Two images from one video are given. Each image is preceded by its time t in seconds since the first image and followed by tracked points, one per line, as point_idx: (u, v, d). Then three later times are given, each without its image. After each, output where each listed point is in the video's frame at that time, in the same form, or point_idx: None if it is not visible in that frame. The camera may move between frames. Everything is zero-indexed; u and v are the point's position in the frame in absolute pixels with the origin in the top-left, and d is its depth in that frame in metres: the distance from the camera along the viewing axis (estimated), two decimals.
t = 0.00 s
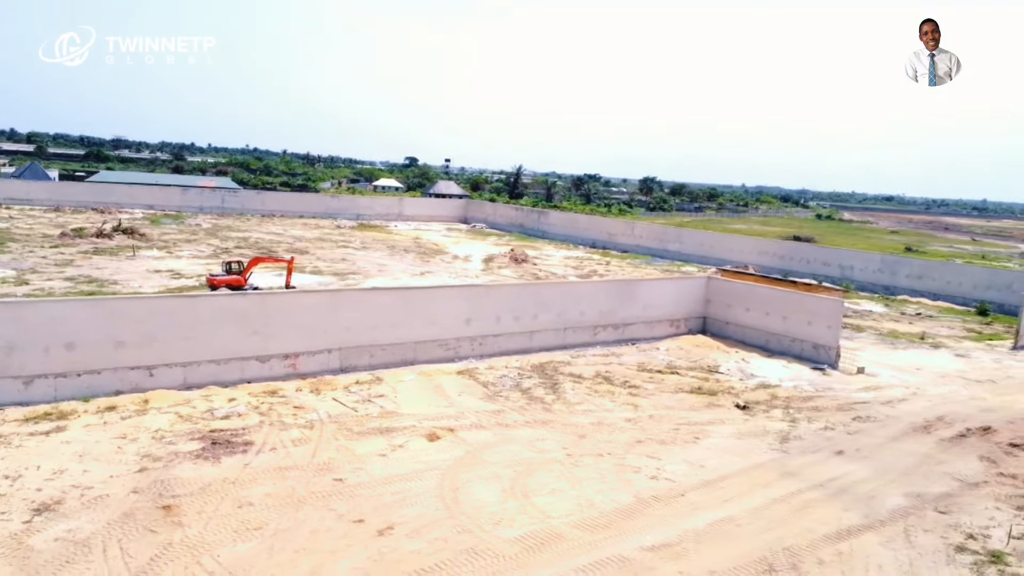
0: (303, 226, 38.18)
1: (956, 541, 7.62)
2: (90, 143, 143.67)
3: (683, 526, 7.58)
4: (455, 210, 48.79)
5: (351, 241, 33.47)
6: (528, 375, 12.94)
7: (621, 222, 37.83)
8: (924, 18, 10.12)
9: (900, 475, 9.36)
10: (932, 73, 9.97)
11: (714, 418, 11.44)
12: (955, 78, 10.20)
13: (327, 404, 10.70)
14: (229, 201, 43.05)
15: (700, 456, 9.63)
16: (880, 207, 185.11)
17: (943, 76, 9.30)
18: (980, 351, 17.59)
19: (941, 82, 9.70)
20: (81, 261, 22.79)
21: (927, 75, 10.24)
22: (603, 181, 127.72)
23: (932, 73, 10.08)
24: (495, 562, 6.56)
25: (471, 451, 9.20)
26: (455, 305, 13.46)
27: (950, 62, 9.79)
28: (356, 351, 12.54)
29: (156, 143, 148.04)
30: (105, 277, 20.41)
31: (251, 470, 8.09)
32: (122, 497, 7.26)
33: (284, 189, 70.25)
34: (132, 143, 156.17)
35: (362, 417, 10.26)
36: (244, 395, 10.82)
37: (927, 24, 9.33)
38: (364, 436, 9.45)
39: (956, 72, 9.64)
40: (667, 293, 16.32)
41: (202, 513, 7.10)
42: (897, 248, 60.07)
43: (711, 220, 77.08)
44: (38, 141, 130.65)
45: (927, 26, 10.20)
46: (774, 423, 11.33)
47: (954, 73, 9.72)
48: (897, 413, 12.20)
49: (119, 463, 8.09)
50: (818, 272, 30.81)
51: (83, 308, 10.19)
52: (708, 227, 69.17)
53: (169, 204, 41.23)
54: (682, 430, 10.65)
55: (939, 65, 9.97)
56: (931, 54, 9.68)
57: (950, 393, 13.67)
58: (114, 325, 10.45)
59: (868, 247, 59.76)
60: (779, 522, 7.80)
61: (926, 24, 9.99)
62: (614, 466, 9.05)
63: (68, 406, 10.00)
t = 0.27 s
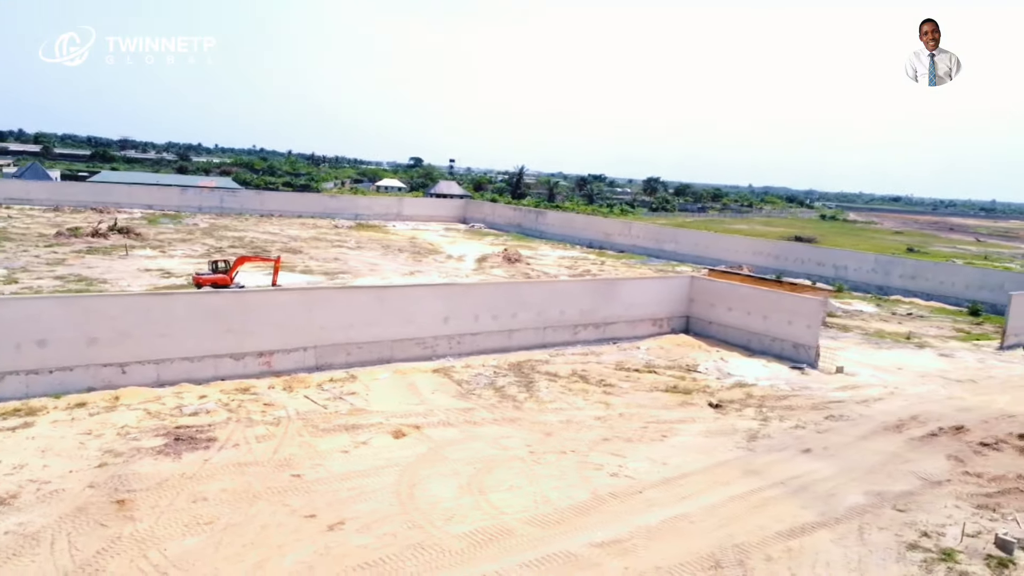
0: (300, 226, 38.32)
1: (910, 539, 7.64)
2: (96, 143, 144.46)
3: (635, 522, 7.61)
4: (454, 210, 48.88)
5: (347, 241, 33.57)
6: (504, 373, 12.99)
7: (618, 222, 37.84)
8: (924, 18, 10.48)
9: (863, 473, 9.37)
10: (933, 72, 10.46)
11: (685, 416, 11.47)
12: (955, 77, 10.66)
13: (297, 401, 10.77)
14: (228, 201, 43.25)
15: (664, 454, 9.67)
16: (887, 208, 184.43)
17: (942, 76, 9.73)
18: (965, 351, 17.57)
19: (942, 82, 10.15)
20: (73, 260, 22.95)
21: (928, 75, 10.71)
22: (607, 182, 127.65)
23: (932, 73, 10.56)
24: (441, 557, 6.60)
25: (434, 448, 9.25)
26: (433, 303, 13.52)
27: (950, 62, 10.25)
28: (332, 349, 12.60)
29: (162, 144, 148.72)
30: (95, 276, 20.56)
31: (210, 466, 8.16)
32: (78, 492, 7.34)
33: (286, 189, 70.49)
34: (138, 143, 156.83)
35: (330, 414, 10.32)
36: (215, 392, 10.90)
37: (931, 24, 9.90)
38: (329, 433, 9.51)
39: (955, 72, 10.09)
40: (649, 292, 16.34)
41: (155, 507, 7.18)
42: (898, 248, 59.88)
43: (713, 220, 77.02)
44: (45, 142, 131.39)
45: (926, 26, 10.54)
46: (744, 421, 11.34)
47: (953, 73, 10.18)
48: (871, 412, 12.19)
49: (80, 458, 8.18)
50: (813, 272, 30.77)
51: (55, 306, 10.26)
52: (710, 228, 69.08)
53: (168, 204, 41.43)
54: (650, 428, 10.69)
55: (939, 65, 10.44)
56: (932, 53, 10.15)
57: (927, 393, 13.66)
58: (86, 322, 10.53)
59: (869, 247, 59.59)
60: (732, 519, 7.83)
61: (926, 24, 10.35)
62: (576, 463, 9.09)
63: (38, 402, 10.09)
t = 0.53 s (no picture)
0: (297, 226, 38.47)
1: (862, 535, 7.65)
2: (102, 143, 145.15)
3: (587, 518, 7.65)
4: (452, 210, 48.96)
5: (342, 241, 33.67)
6: (479, 371, 13.04)
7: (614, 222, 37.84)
8: (925, 19, 11.09)
9: (825, 470, 9.38)
10: (933, 72, 10.90)
11: (656, 414, 11.49)
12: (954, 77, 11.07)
13: (267, 398, 10.84)
14: (226, 201, 43.44)
15: (627, 451, 9.70)
16: (892, 208, 183.77)
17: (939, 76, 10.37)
18: (948, 351, 17.53)
19: (940, 83, 10.65)
20: (65, 259, 23.12)
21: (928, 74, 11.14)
22: (611, 182, 127.58)
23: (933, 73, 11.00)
24: (386, 550, 6.64)
25: (397, 445, 9.29)
26: (410, 301, 13.58)
27: (950, 62, 10.71)
28: (307, 346, 12.67)
29: (167, 145, 149.36)
30: (85, 275, 20.70)
31: (169, 461, 8.23)
32: (33, 486, 7.42)
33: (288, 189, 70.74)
34: (144, 143, 157.52)
35: (298, 411, 10.38)
36: (186, 389, 10.98)
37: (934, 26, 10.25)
38: (294, 429, 9.58)
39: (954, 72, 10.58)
40: (631, 290, 16.36)
41: (108, 501, 7.25)
42: (899, 248, 59.70)
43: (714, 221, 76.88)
44: (51, 142, 132.10)
45: (927, 27, 11.10)
46: (714, 419, 11.36)
47: (953, 73, 10.64)
48: (843, 410, 12.19)
49: (41, 453, 8.26)
50: (806, 272, 30.71)
51: (26, 303, 10.36)
52: (711, 228, 68.95)
53: (167, 204, 41.62)
54: (618, 425, 10.72)
55: (940, 65, 10.89)
56: (931, 55, 10.64)
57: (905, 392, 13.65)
58: (58, 319, 10.62)
59: (869, 247, 59.43)
60: (686, 515, 7.85)
61: (927, 25, 10.88)
62: (537, 460, 9.12)
63: (9, 399, 10.20)
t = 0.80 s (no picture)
0: (290, 225, 38.52)
1: (812, 532, 7.66)
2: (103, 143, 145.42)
3: (538, 514, 7.67)
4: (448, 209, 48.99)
5: (334, 240, 33.69)
6: (452, 369, 13.07)
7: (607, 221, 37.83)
8: (926, 18, 10.78)
9: (785, 467, 9.39)
10: (933, 72, 10.56)
11: (624, 411, 11.51)
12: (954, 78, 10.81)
13: (235, 396, 10.88)
14: (221, 200, 43.53)
15: (588, 448, 9.72)
16: (894, 207, 183.37)
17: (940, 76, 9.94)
18: (929, 349, 17.53)
19: (940, 82, 10.28)
20: (52, 258, 23.17)
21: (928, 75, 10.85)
22: (611, 181, 127.49)
23: (933, 73, 10.68)
24: (330, 546, 6.67)
25: (358, 442, 9.32)
26: (384, 299, 13.61)
27: (950, 62, 10.37)
28: (280, 344, 12.70)
29: (168, 145, 149.61)
30: (70, 273, 20.76)
31: (126, 458, 8.27)
32: None
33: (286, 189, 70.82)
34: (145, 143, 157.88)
35: (264, 408, 10.42)
36: (154, 387, 11.03)
37: (931, 25, 9.81)
38: (257, 426, 9.61)
39: (954, 72, 10.24)
40: (609, 289, 16.37)
41: (59, 497, 7.29)
42: (897, 247, 59.59)
43: (713, 220, 76.78)
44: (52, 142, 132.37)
45: (927, 27, 10.86)
46: (682, 417, 11.37)
47: (953, 73, 10.30)
48: (814, 408, 12.19)
49: None
50: (797, 271, 30.68)
51: None
52: (709, 227, 68.84)
53: (161, 203, 41.71)
54: (583, 422, 10.73)
55: (940, 65, 10.58)
56: (931, 54, 10.27)
57: (879, 389, 13.65)
58: (26, 317, 10.67)
59: (867, 246, 59.32)
60: (638, 512, 7.87)
61: (927, 25, 10.62)
62: (496, 457, 9.14)
63: None
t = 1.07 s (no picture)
0: (281, 225, 38.50)
1: (764, 530, 7.63)
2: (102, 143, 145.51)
3: (488, 513, 7.64)
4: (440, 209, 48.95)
5: (323, 240, 33.68)
6: (423, 368, 13.05)
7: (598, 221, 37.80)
8: (926, 19, 11.04)
9: (745, 466, 9.37)
10: (932, 72, 10.93)
11: (592, 410, 11.49)
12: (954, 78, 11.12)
13: (199, 395, 10.86)
14: (212, 200, 43.54)
15: (549, 447, 9.70)
16: (893, 207, 183.17)
17: (939, 75, 10.38)
18: (908, 348, 17.50)
19: (941, 82, 10.68)
20: (36, 258, 23.15)
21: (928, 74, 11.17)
22: (609, 182, 127.45)
23: (932, 73, 11.03)
24: (272, 545, 6.65)
25: (316, 441, 9.31)
26: (356, 298, 13.59)
27: (949, 63, 10.76)
28: (249, 343, 12.69)
29: (167, 145, 149.66)
30: (51, 273, 20.75)
31: (79, 457, 8.26)
32: None
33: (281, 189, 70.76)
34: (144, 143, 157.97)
35: (227, 407, 10.40)
36: (119, 386, 11.02)
37: (932, 26, 10.24)
38: (216, 426, 9.59)
39: (954, 71, 10.60)
40: (587, 288, 16.35)
41: (5, 496, 7.28)
42: (891, 247, 59.53)
43: (709, 220, 76.71)
44: (50, 142, 132.57)
45: (926, 27, 11.11)
46: (649, 416, 11.36)
47: (952, 73, 10.69)
48: (783, 407, 12.17)
49: None
50: (785, 270, 30.61)
51: None
52: (705, 227, 68.77)
53: (153, 203, 41.71)
54: (548, 421, 10.71)
55: (939, 65, 10.93)
56: (931, 55, 10.68)
57: (852, 388, 13.62)
58: None
59: (862, 246, 59.27)
60: (590, 510, 7.84)
61: (926, 26, 10.88)
62: (454, 455, 9.12)
63: None
